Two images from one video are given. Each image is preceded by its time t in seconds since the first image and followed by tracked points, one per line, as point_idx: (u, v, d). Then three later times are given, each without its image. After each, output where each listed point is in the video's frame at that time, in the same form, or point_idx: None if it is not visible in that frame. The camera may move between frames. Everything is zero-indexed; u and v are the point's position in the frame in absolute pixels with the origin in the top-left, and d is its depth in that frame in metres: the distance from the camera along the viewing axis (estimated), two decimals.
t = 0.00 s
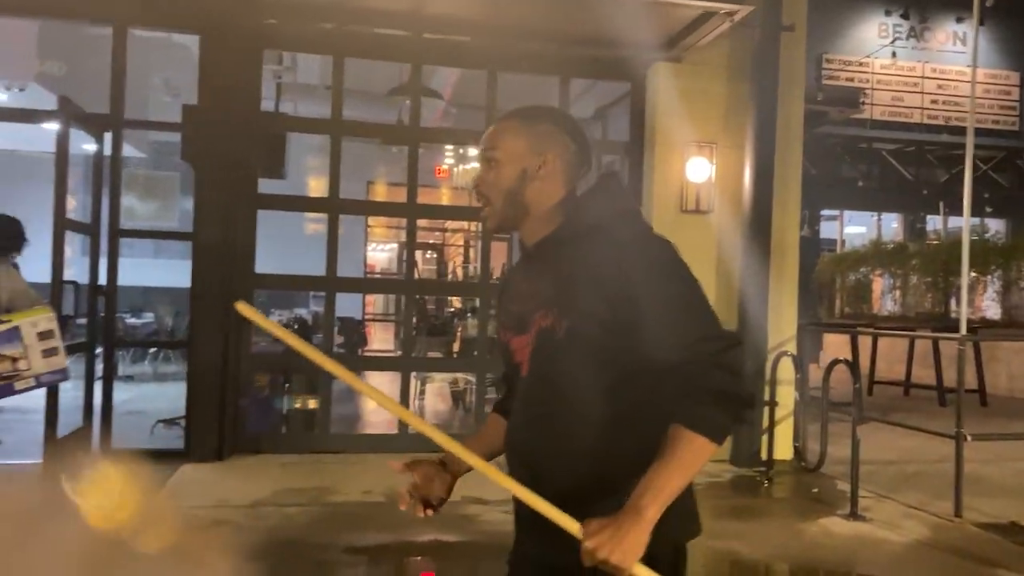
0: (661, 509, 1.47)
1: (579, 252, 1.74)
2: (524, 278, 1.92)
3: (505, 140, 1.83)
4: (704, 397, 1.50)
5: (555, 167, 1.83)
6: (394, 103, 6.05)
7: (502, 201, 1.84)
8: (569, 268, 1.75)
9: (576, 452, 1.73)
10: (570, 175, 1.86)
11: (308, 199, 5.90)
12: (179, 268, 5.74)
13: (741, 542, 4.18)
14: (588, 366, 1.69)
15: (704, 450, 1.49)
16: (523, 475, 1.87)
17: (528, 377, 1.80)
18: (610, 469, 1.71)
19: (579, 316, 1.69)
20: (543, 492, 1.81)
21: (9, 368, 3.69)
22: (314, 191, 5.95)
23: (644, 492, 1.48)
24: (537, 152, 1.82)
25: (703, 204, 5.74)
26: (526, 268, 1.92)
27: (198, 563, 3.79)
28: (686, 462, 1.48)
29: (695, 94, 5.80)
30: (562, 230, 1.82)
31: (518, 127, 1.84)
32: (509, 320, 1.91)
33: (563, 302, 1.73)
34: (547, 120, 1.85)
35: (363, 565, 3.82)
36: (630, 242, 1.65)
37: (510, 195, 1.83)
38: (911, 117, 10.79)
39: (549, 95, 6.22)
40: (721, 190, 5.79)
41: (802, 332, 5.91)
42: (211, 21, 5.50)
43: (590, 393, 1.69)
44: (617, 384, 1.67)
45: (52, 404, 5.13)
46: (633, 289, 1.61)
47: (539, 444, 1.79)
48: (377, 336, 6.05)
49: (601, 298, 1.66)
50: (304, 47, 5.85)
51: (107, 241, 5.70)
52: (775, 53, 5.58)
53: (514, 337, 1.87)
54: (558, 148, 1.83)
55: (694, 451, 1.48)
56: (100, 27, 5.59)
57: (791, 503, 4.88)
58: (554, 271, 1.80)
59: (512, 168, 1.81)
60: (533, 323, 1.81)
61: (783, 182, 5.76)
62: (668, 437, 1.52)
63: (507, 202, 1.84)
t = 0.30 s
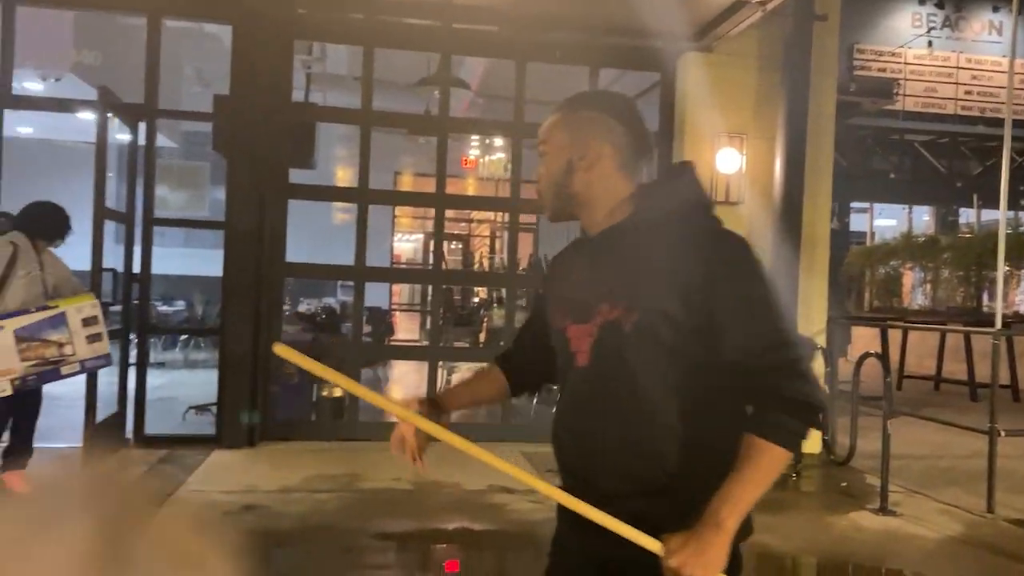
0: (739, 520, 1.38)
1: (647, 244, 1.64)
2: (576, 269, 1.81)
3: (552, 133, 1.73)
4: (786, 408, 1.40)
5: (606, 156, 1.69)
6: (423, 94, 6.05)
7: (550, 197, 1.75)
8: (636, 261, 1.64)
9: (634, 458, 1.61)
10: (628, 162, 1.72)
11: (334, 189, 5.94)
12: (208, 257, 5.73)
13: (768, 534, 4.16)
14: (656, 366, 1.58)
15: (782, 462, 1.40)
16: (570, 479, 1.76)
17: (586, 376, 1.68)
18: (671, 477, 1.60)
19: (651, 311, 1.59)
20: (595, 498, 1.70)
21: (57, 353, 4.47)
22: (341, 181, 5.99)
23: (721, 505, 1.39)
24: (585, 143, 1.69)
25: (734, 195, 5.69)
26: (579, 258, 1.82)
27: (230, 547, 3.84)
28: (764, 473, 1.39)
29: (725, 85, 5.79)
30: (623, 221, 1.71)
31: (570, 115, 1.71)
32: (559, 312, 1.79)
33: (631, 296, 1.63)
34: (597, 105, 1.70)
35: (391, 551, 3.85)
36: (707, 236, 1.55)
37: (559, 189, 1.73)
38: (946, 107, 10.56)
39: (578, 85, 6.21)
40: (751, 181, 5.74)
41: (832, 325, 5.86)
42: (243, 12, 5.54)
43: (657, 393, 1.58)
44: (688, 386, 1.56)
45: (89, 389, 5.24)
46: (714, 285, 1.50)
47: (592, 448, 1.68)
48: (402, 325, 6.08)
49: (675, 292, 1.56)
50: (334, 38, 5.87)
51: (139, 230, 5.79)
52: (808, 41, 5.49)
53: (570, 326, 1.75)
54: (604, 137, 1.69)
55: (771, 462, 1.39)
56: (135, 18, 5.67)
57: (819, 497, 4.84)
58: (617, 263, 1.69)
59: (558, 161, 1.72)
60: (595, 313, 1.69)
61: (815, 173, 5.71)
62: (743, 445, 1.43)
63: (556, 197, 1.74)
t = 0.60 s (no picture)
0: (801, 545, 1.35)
1: (717, 249, 1.60)
2: (632, 265, 1.77)
3: (669, 111, 1.64)
4: (848, 430, 1.34)
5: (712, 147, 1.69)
6: (430, 90, 6.07)
7: (663, 176, 1.66)
8: (705, 264, 1.61)
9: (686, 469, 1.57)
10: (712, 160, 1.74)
11: (341, 185, 5.94)
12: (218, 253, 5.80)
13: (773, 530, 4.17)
14: (718, 374, 1.53)
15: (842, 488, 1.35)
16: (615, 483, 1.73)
17: (640, 381, 1.63)
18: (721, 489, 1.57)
19: (716, 318, 1.54)
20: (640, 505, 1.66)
21: (71, 344, 4.49)
22: (348, 177, 6.00)
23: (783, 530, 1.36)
24: (699, 127, 1.66)
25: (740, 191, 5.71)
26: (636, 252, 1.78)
27: (239, 540, 3.87)
28: (824, 499, 1.35)
29: (732, 81, 5.79)
30: (700, 220, 1.67)
31: (683, 95, 1.66)
32: (613, 310, 1.74)
33: (694, 300, 1.58)
34: (705, 90, 1.69)
35: (398, 546, 3.87)
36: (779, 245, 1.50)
37: (673, 175, 1.66)
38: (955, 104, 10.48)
39: (585, 82, 6.23)
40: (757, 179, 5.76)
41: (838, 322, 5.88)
42: (251, 10, 5.56)
43: (715, 403, 1.54)
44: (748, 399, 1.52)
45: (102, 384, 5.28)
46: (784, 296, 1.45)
47: (641, 455, 1.64)
48: (409, 321, 6.14)
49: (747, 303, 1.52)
50: (341, 34, 5.88)
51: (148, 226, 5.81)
52: (817, 38, 5.47)
53: (621, 327, 1.70)
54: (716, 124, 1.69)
55: (831, 487, 1.35)
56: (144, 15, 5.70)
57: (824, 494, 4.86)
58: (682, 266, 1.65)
59: (679, 140, 1.64)
60: (651, 317, 1.64)
61: (822, 170, 5.72)
62: (801, 467, 1.39)
63: (667, 183, 1.66)
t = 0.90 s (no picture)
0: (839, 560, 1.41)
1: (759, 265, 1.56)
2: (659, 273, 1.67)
3: (726, 113, 1.62)
4: (890, 446, 1.42)
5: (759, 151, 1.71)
6: (420, 95, 6.11)
7: (721, 186, 1.64)
8: (750, 276, 1.55)
9: (725, 493, 1.49)
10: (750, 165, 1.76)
11: (330, 190, 5.95)
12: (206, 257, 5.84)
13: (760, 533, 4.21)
14: (766, 392, 1.48)
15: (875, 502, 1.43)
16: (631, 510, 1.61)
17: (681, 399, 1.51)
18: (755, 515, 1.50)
19: (770, 334, 1.48)
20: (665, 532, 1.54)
21: (58, 342, 4.51)
22: (338, 182, 6.01)
23: (827, 546, 1.41)
24: (749, 136, 1.67)
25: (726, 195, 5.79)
26: (667, 260, 1.68)
27: (226, 545, 3.87)
28: (860, 512, 1.42)
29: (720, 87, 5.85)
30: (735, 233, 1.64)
31: (737, 100, 1.66)
32: (638, 321, 1.63)
33: (745, 314, 1.50)
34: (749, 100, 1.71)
35: (387, 550, 3.87)
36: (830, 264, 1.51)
37: (731, 180, 1.65)
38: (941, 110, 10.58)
39: (573, 87, 6.29)
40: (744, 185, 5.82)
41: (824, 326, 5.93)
42: (241, 14, 5.57)
43: (758, 423, 1.48)
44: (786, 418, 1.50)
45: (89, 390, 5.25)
46: (841, 315, 1.46)
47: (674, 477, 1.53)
48: (399, 325, 6.13)
49: (799, 320, 1.49)
50: (330, 40, 5.90)
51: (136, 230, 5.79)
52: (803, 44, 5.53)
53: (654, 339, 1.58)
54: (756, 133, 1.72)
55: (867, 500, 1.42)
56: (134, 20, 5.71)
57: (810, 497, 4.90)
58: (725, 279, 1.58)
59: (739, 149, 1.63)
60: (696, 331, 1.53)
61: (807, 175, 5.79)
62: (835, 482, 1.46)
63: (726, 188, 1.65)
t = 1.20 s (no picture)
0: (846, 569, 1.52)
1: (755, 274, 1.63)
2: (652, 276, 1.69)
3: (716, 123, 1.68)
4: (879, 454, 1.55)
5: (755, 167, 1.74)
6: (401, 97, 6.09)
7: (693, 194, 1.68)
8: (747, 284, 1.61)
9: (721, 496, 1.56)
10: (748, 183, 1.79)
11: (310, 192, 5.94)
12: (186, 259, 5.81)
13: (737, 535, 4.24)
14: (762, 398, 1.56)
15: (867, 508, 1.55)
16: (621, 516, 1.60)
17: (682, 403, 1.55)
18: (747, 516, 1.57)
19: (768, 342, 1.56)
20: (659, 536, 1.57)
21: (29, 348, 4.47)
22: (319, 184, 6.00)
23: (831, 555, 1.52)
24: (741, 148, 1.71)
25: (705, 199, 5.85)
26: (659, 263, 1.71)
27: (205, 549, 3.85)
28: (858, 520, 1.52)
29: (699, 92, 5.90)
30: (729, 241, 1.69)
31: (730, 112, 1.71)
32: (631, 323, 1.65)
33: (744, 320, 1.57)
34: (755, 112, 1.74)
35: (366, 553, 3.87)
36: (823, 278, 1.60)
37: (705, 190, 1.68)
38: (917, 115, 10.70)
39: (554, 90, 6.31)
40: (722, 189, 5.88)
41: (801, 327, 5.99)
42: (220, 15, 5.54)
43: (753, 427, 1.55)
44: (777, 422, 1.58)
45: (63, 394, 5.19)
46: (833, 326, 1.56)
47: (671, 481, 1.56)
48: (380, 329, 6.11)
49: (793, 329, 1.58)
50: (310, 41, 5.86)
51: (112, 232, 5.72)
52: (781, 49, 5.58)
53: (648, 341, 1.62)
54: (756, 147, 1.74)
55: (862, 508, 1.53)
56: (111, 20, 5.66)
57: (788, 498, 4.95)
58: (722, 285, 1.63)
59: (719, 159, 1.67)
60: (695, 335, 1.58)
61: (786, 179, 5.85)
62: (828, 491, 1.56)
63: (697, 197, 1.68)
